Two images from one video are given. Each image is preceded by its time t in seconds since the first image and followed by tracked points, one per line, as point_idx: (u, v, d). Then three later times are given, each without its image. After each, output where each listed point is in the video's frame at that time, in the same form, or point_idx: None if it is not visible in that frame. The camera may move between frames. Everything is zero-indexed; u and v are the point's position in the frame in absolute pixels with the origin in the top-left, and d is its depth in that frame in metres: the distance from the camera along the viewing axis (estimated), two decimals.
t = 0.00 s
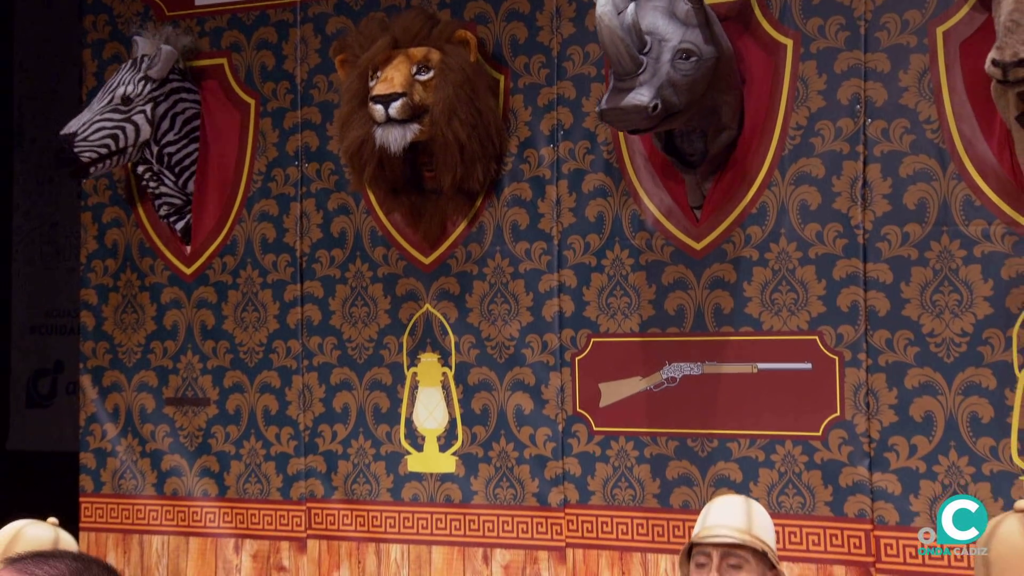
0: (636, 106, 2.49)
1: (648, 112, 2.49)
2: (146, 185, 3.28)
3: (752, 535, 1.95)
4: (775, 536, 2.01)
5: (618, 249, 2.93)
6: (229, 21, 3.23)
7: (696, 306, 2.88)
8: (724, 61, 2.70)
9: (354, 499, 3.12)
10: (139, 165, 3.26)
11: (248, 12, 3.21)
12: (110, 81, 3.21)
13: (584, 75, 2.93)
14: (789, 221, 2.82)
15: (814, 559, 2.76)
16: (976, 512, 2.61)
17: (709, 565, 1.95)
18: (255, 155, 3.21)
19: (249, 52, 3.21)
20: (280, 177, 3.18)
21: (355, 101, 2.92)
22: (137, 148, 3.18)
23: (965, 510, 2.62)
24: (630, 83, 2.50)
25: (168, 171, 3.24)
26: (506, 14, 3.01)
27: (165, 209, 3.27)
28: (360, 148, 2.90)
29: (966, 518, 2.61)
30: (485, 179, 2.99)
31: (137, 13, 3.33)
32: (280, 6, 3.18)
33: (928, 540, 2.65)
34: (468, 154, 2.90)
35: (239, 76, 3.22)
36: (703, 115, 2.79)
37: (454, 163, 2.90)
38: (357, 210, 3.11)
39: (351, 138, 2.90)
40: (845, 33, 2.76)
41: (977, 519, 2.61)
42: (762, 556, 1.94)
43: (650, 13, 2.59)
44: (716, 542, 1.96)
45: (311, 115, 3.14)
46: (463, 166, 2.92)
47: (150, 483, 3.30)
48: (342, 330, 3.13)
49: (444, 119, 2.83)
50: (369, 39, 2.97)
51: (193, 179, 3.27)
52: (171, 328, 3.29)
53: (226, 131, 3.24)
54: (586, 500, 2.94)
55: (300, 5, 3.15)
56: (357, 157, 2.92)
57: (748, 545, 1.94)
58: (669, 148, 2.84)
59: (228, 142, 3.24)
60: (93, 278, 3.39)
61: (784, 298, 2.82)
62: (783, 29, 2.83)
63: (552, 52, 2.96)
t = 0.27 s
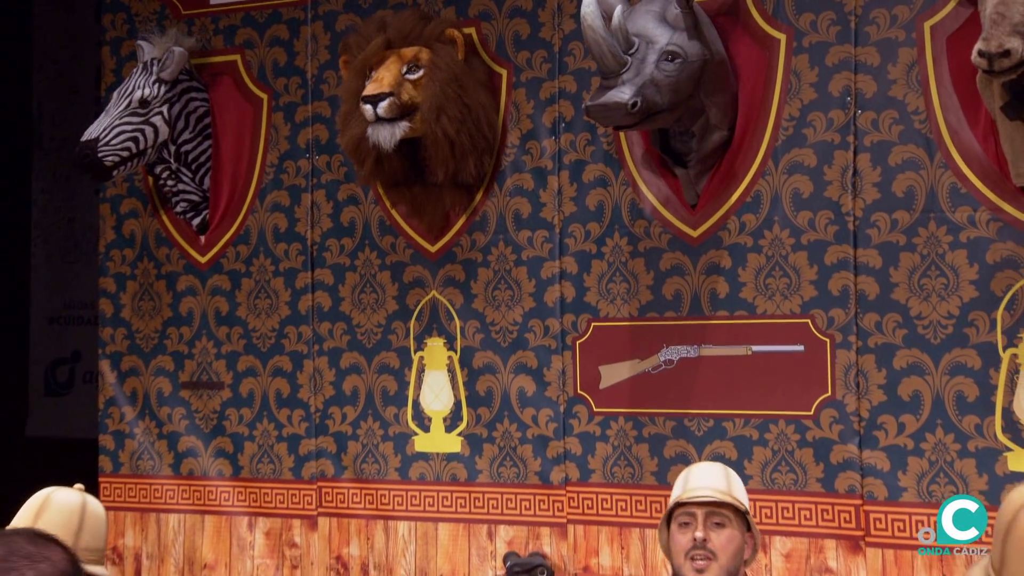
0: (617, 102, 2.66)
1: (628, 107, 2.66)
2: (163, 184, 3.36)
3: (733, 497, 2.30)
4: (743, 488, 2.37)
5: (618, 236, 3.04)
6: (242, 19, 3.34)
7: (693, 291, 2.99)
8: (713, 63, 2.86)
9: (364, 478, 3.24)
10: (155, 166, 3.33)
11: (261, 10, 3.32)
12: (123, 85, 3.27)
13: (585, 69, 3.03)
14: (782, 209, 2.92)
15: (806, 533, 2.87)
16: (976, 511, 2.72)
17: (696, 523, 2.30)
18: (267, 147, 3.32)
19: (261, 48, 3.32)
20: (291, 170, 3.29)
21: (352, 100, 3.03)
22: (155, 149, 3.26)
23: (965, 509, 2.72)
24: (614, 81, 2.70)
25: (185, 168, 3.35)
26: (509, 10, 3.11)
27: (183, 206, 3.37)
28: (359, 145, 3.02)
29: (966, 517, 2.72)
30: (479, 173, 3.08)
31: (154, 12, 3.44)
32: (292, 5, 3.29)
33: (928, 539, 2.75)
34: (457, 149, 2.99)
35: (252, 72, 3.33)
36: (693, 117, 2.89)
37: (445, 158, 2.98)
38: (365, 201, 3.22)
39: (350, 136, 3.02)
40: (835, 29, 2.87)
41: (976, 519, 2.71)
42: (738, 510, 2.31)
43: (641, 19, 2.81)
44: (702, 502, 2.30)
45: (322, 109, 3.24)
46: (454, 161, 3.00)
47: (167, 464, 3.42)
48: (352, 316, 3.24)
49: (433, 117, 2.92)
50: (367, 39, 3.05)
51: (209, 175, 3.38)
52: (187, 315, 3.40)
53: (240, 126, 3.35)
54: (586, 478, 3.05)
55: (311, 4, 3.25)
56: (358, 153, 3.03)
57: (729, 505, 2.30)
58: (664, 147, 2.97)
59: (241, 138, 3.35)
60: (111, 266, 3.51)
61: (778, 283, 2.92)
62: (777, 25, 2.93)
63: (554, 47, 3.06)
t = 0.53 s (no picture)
0: (607, 95, 2.78)
1: (617, 100, 2.77)
2: (175, 175, 3.47)
3: (721, 466, 2.32)
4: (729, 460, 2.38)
5: (616, 226, 3.13)
6: (253, 17, 3.44)
7: (689, 278, 3.09)
8: (703, 58, 2.95)
9: (371, 460, 3.35)
10: (168, 157, 3.45)
11: (270, 9, 3.42)
12: (137, 79, 3.40)
13: (585, 64, 3.12)
14: (776, 198, 3.02)
15: (798, 512, 2.97)
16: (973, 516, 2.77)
17: (685, 493, 2.31)
18: (276, 141, 3.42)
19: (271, 46, 3.42)
20: (300, 163, 3.39)
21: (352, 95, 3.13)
22: (169, 140, 3.38)
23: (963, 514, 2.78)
24: (605, 74, 2.81)
25: (197, 160, 3.46)
26: (511, 7, 3.20)
27: (195, 197, 3.47)
28: (359, 139, 3.12)
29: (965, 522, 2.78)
30: (473, 167, 3.15)
31: (167, 11, 3.56)
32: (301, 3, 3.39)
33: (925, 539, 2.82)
34: (452, 142, 3.07)
35: (263, 68, 3.44)
36: (683, 110, 3.00)
37: (439, 152, 3.08)
38: (372, 192, 3.32)
39: (352, 130, 3.12)
40: (827, 24, 2.96)
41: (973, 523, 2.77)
42: (725, 481, 2.33)
43: (634, 15, 2.91)
44: (691, 472, 2.31)
45: (330, 104, 3.34)
46: (450, 154, 3.09)
47: (180, 447, 3.54)
48: (359, 304, 3.34)
49: (426, 112, 3.01)
50: (368, 36, 3.16)
51: (220, 166, 3.48)
52: (199, 304, 3.52)
53: (250, 120, 3.45)
54: (586, 459, 3.15)
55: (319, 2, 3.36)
56: (360, 146, 3.13)
57: (717, 474, 2.32)
58: (659, 139, 3.07)
59: (251, 130, 3.45)
60: (125, 257, 3.63)
61: (772, 270, 3.02)
62: (771, 20, 3.02)
63: (555, 43, 3.14)
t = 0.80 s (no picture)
0: (605, 89, 2.86)
1: (616, 94, 2.86)
2: (190, 165, 3.60)
3: (744, 442, 2.38)
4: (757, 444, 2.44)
5: (615, 216, 3.23)
6: (264, 16, 3.59)
7: (686, 266, 3.18)
8: (697, 52, 3.05)
9: (377, 444, 3.46)
10: (183, 147, 3.58)
11: (280, 7, 3.56)
12: (155, 71, 3.52)
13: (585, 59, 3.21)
14: (771, 189, 3.11)
15: (792, 491, 3.07)
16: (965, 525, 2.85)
17: (707, 469, 2.37)
18: (286, 135, 3.56)
19: (282, 43, 3.57)
20: (309, 156, 3.52)
21: (358, 90, 3.23)
22: (186, 131, 3.51)
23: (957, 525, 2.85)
24: (604, 68, 2.89)
25: (212, 150, 3.59)
26: (514, 5, 3.31)
27: (210, 186, 3.60)
28: (365, 132, 3.22)
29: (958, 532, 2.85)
30: (476, 156, 3.26)
31: (182, 10, 3.71)
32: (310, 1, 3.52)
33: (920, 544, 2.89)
34: (454, 135, 3.18)
35: (273, 65, 3.58)
36: (679, 102, 3.09)
37: (442, 144, 3.17)
38: (378, 183, 3.44)
39: (358, 123, 3.23)
40: (820, 19, 3.05)
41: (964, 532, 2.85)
42: (748, 458, 2.39)
43: (631, 10, 2.99)
44: (713, 449, 2.38)
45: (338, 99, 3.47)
46: (452, 147, 3.19)
47: (193, 431, 3.69)
48: (366, 292, 3.46)
49: (430, 105, 3.10)
50: (374, 33, 3.28)
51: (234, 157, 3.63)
52: (211, 292, 3.67)
53: (260, 114, 3.59)
54: (587, 442, 3.25)
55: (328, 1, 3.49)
56: (366, 139, 3.23)
57: (738, 450, 2.37)
58: (656, 130, 3.16)
59: (262, 121, 3.58)
60: (141, 248, 3.79)
61: (766, 258, 3.11)
62: (765, 16, 3.12)
63: (556, 39, 3.25)
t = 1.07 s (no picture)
0: (603, 81, 2.94)
1: (614, 86, 2.94)
2: (208, 156, 3.78)
3: (774, 411, 2.34)
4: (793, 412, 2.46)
5: (614, 205, 3.34)
6: (274, 14, 3.76)
7: (682, 253, 3.29)
8: (689, 42, 3.13)
9: (384, 426, 3.59)
10: (201, 139, 3.77)
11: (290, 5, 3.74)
12: (173, 66, 3.68)
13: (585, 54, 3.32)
14: (764, 178, 3.22)
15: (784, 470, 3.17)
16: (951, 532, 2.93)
17: (732, 433, 2.36)
18: (296, 128, 3.71)
19: (291, 40, 3.73)
20: (317, 149, 3.68)
21: (367, 82, 3.34)
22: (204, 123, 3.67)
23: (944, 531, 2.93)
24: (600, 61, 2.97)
25: (228, 142, 3.77)
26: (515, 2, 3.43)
27: (225, 177, 3.78)
28: (374, 122, 3.33)
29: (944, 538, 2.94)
30: (481, 147, 3.37)
31: (195, 9, 3.90)
32: None
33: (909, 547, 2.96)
34: (461, 126, 3.28)
35: (284, 61, 3.74)
36: (674, 92, 3.17)
37: (450, 135, 3.29)
38: (384, 175, 3.58)
39: (367, 114, 3.34)
40: (811, 15, 3.16)
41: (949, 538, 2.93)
42: (777, 425, 2.35)
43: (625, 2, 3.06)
44: (742, 414, 2.36)
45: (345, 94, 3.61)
46: (459, 138, 3.30)
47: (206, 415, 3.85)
48: (373, 280, 3.61)
49: (438, 97, 3.22)
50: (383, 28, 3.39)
51: (248, 149, 3.79)
52: (223, 281, 3.83)
53: (272, 106, 3.75)
54: (586, 423, 3.37)
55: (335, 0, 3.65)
56: (375, 130, 3.35)
57: (766, 418, 2.34)
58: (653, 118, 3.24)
59: (275, 114, 3.74)
60: (155, 239, 3.99)
61: (759, 245, 3.22)
62: (757, 11, 3.23)
63: (556, 35, 3.36)
